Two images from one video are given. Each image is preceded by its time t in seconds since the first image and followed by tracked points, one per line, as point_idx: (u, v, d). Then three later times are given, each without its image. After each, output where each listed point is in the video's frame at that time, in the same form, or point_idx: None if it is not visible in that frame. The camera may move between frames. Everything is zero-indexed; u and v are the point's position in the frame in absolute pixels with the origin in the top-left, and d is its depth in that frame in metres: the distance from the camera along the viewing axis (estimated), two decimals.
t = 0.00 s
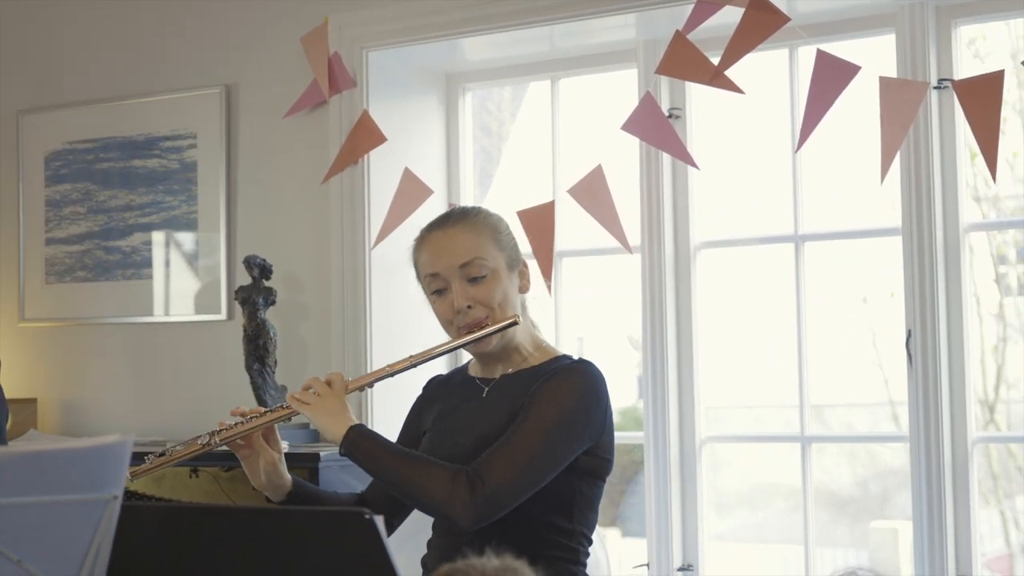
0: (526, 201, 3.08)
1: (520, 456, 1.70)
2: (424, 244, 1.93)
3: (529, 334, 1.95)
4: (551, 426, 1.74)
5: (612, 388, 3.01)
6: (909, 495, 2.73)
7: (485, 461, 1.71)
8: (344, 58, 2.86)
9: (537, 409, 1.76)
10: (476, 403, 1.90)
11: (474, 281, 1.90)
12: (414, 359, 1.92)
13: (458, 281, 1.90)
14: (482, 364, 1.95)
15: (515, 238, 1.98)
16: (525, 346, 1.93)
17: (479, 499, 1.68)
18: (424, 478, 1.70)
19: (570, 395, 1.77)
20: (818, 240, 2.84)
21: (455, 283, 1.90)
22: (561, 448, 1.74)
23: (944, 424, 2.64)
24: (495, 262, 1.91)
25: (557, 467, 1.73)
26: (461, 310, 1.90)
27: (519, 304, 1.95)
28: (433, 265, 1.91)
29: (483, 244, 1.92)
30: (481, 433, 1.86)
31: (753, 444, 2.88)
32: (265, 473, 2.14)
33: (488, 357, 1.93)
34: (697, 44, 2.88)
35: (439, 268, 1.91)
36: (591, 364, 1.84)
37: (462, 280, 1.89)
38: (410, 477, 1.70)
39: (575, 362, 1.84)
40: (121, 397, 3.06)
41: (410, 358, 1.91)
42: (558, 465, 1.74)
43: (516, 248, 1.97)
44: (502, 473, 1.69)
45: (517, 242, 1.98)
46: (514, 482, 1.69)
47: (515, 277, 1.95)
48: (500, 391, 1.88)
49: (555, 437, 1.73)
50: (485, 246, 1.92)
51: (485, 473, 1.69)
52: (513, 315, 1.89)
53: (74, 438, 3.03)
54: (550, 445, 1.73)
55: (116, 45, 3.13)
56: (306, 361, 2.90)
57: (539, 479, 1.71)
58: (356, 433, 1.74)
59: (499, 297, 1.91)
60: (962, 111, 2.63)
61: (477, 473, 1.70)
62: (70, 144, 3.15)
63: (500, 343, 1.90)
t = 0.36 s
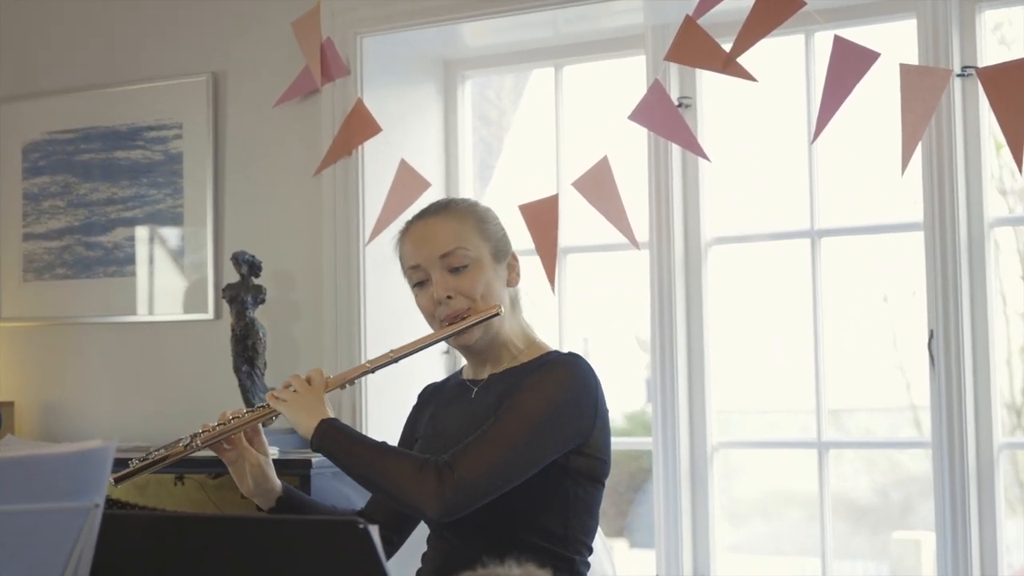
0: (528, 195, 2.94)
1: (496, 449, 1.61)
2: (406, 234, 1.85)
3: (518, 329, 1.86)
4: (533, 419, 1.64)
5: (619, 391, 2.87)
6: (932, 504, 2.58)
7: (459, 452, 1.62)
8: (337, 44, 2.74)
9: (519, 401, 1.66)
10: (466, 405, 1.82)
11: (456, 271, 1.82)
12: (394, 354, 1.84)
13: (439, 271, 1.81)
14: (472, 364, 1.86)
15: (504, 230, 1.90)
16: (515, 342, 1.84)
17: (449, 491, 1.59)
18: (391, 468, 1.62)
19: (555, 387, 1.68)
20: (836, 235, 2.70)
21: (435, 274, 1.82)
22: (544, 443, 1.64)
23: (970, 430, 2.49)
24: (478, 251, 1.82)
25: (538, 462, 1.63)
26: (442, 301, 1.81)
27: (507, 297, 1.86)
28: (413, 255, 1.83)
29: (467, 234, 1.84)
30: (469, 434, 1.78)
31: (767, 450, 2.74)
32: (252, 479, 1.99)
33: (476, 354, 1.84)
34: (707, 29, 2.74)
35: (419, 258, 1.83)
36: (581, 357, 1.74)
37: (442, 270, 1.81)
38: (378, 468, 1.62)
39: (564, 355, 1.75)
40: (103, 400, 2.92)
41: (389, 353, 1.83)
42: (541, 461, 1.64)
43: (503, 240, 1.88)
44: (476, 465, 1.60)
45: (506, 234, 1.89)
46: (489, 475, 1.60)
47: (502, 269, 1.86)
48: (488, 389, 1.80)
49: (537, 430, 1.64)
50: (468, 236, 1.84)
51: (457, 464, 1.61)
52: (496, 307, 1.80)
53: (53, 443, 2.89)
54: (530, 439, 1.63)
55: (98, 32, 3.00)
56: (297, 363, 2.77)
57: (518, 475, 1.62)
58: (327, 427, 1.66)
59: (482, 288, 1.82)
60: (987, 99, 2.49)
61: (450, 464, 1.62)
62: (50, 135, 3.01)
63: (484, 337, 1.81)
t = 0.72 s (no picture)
0: (545, 189, 2.82)
1: (476, 448, 1.58)
2: (415, 221, 1.80)
3: (529, 328, 1.79)
4: (520, 420, 1.60)
5: (639, 394, 2.74)
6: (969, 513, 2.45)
7: (439, 449, 1.60)
8: (345, 32, 2.63)
9: (510, 400, 1.62)
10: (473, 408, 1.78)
11: (460, 261, 1.75)
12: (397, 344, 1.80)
13: (443, 260, 1.75)
14: (482, 362, 1.80)
15: (521, 222, 1.81)
16: (524, 340, 1.76)
17: (422, 488, 1.57)
18: (370, 459, 1.61)
19: (547, 388, 1.63)
20: (867, 231, 2.57)
21: (439, 262, 1.76)
22: (530, 445, 1.59)
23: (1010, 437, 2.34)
24: (484, 242, 1.75)
25: (524, 465, 1.59)
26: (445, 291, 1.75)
27: (517, 292, 1.78)
28: (419, 242, 1.78)
29: (476, 223, 1.77)
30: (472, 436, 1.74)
31: (795, 457, 2.61)
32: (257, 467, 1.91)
33: (482, 350, 1.78)
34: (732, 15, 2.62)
35: (424, 245, 1.77)
36: (581, 357, 1.68)
37: (445, 258, 1.75)
38: (358, 458, 1.61)
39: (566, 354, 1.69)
40: (100, 402, 2.80)
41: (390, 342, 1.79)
42: (528, 462, 1.59)
43: (517, 231, 1.79)
44: (454, 463, 1.57)
45: (522, 226, 1.80)
46: (465, 474, 1.57)
47: (512, 262, 1.78)
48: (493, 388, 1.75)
49: (524, 432, 1.59)
50: (477, 225, 1.77)
51: (434, 460, 1.58)
52: (496, 299, 1.72)
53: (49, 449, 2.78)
54: (515, 440, 1.58)
55: (96, 20, 2.89)
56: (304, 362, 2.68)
57: (497, 476, 1.58)
58: (316, 412, 1.68)
59: (485, 280, 1.74)
60: None
61: (427, 459, 1.59)
62: (46, 127, 2.90)
63: (486, 331, 1.74)
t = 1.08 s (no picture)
0: (551, 185, 2.69)
1: (477, 455, 1.46)
2: (428, 211, 1.68)
3: (540, 330, 1.66)
4: (525, 427, 1.48)
5: (650, 401, 2.61)
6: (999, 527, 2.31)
7: (436, 455, 1.48)
8: (342, 19, 2.52)
9: (515, 405, 1.50)
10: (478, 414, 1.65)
11: (473, 257, 1.63)
12: (400, 340, 1.68)
13: (455, 254, 1.63)
14: (487, 363, 1.69)
15: (539, 217, 1.70)
16: (533, 343, 1.64)
17: (416, 496, 1.45)
18: (364, 462, 1.50)
19: (555, 394, 1.51)
20: (892, 230, 2.43)
21: (449, 256, 1.64)
22: (534, 455, 1.48)
23: None
24: (500, 237, 1.64)
25: (526, 476, 1.47)
26: (455, 287, 1.63)
27: (531, 292, 1.66)
28: (430, 233, 1.66)
29: (492, 217, 1.65)
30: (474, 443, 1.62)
31: (816, 467, 2.47)
32: (245, 451, 1.81)
33: (489, 351, 1.66)
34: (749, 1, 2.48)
35: (435, 237, 1.65)
36: (591, 366, 1.56)
37: (457, 252, 1.63)
38: (351, 461, 1.50)
39: (576, 360, 1.58)
40: (84, 407, 2.68)
41: (393, 338, 1.67)
42: (531, 473, 1.48)
43: (535, 227, 1.68)
44: (452, 471, 1.45)
45: (540, 223, 1.69)
46: (464, 483, 1.45)
47: (528, 261, 1.66)
48: (497, 392, 1.63)
49: (529, 441, 1.48)
50: (492, 220, 1.65)
51: (432, 467, 1.46)
52: (509, 300, 1.61)
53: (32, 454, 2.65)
54: (519, 449, 1.47)
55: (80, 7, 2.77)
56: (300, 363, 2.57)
57: (497, 486, 1.46)
58: (310, 407, 1.57)
59: (499, 278, 1.63)
60: None
61: (424, 466, 1.47)
62: (27, 119, 2.78)
63: (496, 333, 1.62)
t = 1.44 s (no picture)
0: (550, 181, 2.58)
1: (497, 472, 1.37)
2: (421, 210, 1.56)
3: (540, 334, 1.58)
4: (544, 441, 1.40)
5: (651, 406, 2.51)
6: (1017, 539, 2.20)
7: (451, 472, 1.38)
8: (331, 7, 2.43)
9: (531, 417, 1.42)
10: (475, 420, 1.54)
11: (473, 262, 1.53)
12: (393, 350, 1.57)
13: (454, 260, 1.53)
14: (481, 369, 1.60)
15: (536, 214, 1.60)
16: (535, 349, 1.56)
17: (435, 517, 1.36)
18: (374, 481, 1.39)
19: (570, 406, 1.43)
20: (905, 229, 2.32)
21: (448, 261, 1.53)
22: (554, 470, 1.40)
23: None
24: (501, 241, 1.53)
25: (547, 492, 1.40)
26: (455, 296, 1.53)
27: (531, 295, 1.57)
28: (425, 236, 1.54)
29: (492, 219, 1.55)
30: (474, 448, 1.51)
31: (827, 476, 2.36)
32: (218, 462, 1.72)
33: (486, 359, 1.57)
34: None
35: (431, 241, 1.54)
36: (604, 374, 1.48)
37: (457, 258, 1.52)
38: (357, 479, 1.39)
39: (588, 367, 1.49)
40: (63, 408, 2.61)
41: (386, 348, 1.56)
42: (547, 491, 1.40)
43: (533, 227, 1.58)
44: (471, 490, 1.36)
45: (538, 222, 1.60)
46: (486, 503, 1.36)
47: (529, 263, 1.57)
48: (499, 402, 1.53)
49: (545, 456, 1.39)
50: (493, 221, 1.55)
51: (450, 487, 1.37)
52: (516, 310, 1.51)
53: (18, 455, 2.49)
54: (539, 465, 1.39)
55: None
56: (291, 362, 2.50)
57: (519, 504, 1.38)
58: (306, 423, 1.44)
59: (502, 284, 1.53)
60: None
61: (439, 485, 1.38)
62: (4, 112, 2.71)
63: (497, 341, 1.53)
